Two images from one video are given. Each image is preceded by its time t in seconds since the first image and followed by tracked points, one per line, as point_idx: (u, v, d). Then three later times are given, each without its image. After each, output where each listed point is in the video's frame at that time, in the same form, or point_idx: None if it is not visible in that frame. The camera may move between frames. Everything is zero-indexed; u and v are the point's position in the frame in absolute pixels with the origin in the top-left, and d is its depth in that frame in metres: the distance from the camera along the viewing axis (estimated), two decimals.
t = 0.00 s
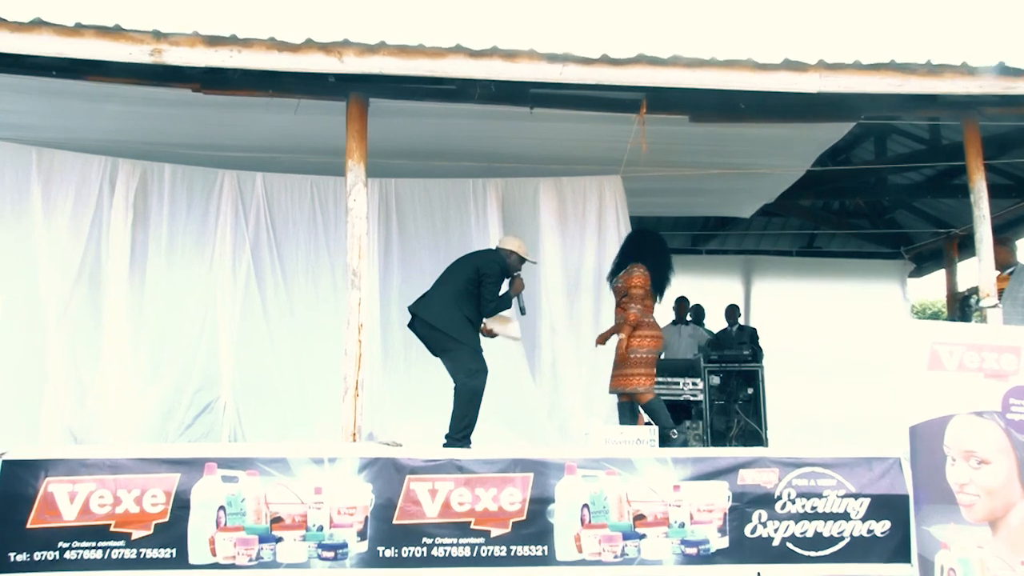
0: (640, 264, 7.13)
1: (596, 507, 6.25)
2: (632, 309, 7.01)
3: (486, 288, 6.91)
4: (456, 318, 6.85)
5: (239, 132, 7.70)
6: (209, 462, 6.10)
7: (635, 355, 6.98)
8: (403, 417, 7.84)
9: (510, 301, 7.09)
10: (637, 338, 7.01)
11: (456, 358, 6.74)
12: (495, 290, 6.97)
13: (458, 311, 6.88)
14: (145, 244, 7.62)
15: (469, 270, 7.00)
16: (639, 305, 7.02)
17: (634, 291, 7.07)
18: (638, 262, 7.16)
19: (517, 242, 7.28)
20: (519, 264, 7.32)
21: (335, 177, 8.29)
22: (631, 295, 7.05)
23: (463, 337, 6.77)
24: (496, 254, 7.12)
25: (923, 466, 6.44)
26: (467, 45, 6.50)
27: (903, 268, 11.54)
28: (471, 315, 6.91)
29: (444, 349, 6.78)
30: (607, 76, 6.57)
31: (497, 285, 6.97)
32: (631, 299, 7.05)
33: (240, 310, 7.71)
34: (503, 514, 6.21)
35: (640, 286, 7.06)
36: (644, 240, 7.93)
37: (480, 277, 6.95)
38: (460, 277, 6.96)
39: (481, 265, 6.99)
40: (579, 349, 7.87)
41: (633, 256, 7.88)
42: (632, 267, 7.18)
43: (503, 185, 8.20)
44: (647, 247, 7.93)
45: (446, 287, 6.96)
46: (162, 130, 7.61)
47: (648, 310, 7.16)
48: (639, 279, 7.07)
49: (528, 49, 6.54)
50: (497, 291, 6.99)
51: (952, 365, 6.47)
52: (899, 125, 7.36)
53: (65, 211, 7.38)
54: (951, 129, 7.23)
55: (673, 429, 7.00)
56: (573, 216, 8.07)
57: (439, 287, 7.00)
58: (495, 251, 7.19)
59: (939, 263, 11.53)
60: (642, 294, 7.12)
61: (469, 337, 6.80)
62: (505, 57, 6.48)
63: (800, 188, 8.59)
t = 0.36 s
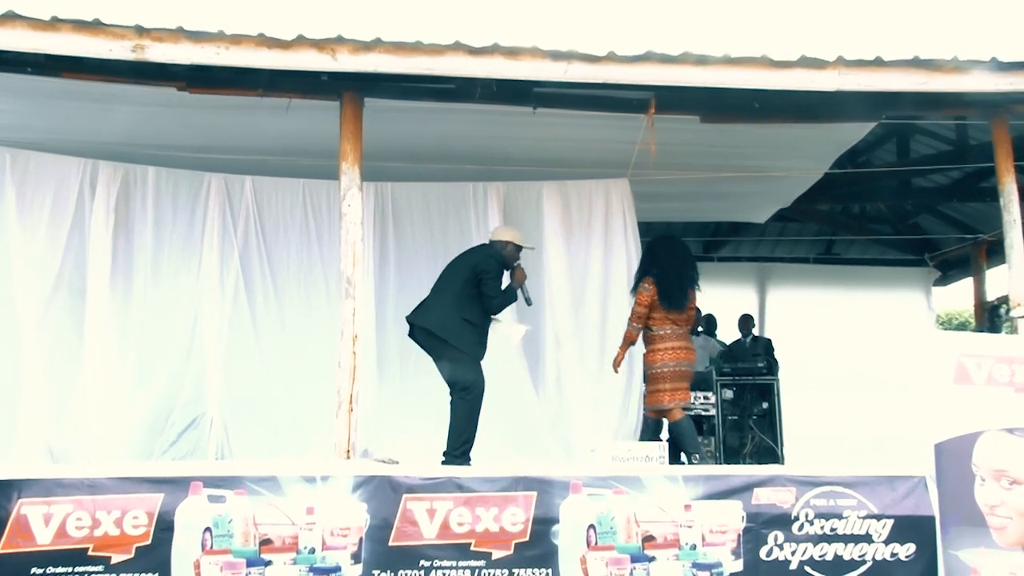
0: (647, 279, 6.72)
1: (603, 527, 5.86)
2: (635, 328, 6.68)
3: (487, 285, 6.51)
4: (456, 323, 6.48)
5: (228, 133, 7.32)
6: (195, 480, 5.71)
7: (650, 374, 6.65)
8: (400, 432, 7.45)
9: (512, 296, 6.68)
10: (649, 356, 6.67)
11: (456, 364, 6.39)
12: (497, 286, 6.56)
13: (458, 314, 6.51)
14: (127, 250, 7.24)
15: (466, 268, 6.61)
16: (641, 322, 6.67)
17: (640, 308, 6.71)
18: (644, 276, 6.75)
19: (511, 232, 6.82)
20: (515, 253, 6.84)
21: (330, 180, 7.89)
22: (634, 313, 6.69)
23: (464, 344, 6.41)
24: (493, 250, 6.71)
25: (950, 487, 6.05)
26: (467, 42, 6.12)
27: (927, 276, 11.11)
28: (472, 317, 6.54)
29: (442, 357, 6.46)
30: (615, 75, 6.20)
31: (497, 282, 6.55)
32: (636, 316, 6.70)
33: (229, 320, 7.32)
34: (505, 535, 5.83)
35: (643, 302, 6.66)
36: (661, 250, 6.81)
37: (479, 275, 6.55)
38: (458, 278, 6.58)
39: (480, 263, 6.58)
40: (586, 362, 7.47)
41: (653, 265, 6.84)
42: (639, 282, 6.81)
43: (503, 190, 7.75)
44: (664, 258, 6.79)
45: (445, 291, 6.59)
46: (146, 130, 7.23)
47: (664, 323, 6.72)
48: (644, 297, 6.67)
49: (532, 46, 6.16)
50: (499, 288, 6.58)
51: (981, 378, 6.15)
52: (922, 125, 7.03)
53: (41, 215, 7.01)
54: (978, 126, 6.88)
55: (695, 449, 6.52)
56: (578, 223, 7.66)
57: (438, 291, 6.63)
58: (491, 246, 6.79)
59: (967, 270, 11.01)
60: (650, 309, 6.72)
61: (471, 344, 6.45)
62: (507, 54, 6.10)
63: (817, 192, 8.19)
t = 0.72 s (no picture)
0: (670, 277, 6.45)
1: (607, 543, 5.50)
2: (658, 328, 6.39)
3: (480, 285, 6.16)
4: (451, 326, 6.12)
5: (214, 128, 6.94)
6: (177, 494, 5.31)
7: (671, 376, 6.37)
8: (394, 443, 7.07)
9: (508, 296, 6.33)
10: (671, 358, 6.39)
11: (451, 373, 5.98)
12: (492, 285, 6.21)
13: (452, 316, 6.15)
14: (106, 250, 6.85)
15: (459, 266, 6.28)
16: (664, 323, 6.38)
17: (664, 308, 6.43)
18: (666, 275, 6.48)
19: (513, 230, 6.45)
20: (516, 253, 6.50)
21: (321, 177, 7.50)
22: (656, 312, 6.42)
23: (458, 348, 6.06)
24: (489, 247, 6.37)
25: (975, 503, 5.72)
26: (465, 32, 5.74)
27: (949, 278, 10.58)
28: (467, 318, 6.18)
29: (437, 364, 6.12)
30: (622, 67, 5.83)
31: (489, 279, 6.19)
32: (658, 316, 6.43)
33: (214, 324, 6.93)
34: (505, 550, 5.47)
35: (667, 302, 6.40)
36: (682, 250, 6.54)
37: (472, 274, 6.21)
38: (451, 279, 6.23)
39: (473, 260, 6.24)
40: (589, 369, 7.10)
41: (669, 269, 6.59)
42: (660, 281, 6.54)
43: (503, 188, 7.36)
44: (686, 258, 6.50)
45: (439, 292, 6.22)
46: (127, 123, 6.85)
47: (686, 324, 6.45)
48: (669, 296, 6.40)
49: (533, 36, 5.79)
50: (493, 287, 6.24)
51: (1008, 386, 5.85)
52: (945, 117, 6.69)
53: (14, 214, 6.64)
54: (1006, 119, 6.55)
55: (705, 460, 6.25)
56: (581, 224, 7.29)
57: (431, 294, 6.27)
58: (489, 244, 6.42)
59: (993, 272, 10.46)
60: (673, 309, 6.45)
61: (465, 348, 6.11)
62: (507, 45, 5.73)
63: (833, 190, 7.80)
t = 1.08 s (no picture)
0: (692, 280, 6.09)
1: (609, 557, 5.14)
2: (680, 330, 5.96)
3: (481, 282, 5.76)
4: (452, 326, 5.78)
5: (196, 118, 6.56)
6: (154, 505, 4.98)
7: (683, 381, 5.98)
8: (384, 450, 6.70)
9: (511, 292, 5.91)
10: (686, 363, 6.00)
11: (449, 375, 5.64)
12: (493, 281, 5.80)
13: (453, 315, 5.80)
14: (81, 247, 6.48)
15: (457, 262, 5.90)
16: (689, 326, 5.99)
17: (687, 309, 6.03)
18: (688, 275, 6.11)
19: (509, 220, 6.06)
20: (514, 244, 6.12)
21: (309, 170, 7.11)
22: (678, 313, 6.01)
23: (459, 349, 5.71)
24: (488, 241, 5.99)
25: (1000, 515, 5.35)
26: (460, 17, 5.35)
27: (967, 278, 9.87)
28: (468, 318, 5.83)
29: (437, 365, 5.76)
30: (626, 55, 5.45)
31: (489, 274, 5.79)
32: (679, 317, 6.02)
33: (194, 325, 6.55)
34: (501, 565, 5.11)
35: (692, 303, 6.01)
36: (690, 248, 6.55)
37: (472, 271, 5.81)
38: (450, 276, 5.85)
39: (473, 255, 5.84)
40: (590, 373, 6.73)
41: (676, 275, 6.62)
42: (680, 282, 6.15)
43: (501, 182, 6.98)
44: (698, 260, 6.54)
45: (436, 291, 5.86)
46: (104, 113, 6.48)
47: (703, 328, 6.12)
48: (692, 297, 6.01)
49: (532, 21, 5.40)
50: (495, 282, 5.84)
51: None
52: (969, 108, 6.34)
53: None
54: None
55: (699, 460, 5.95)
56: (582, 221, 6.91)
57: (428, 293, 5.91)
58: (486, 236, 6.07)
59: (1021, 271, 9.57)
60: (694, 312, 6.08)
61: (466, 349, 5.76)
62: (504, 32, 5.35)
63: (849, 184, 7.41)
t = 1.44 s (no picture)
0: (705, 284, 5.74)
1: (613, 572, 4.79)
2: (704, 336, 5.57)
3: (482, 276, 5.48)
4: (456, 326, 5.46)
5: (176, 108, 6.19)
6: (130, 518, 4.67)
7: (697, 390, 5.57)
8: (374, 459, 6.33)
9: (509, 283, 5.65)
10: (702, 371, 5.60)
11: (456, 376, 5.35)
12: (493, 273, 5.53)
13: (455, 314, 5.49)
14: (53, 244, 6.11)
15: (453, 258, 5.57)
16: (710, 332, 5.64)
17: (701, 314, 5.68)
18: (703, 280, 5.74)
19: (500, 205, 5.79)
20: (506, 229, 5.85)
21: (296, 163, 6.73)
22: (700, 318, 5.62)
23: (465, 349, 5.41)
24: (482, 231, 5.67)
25: None
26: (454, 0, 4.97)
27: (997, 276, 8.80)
28: (471, 315, 5.52)
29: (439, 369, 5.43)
30: (630, 42, 5.07)
31: (489, 267, 5.51)
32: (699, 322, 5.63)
33: (173, 327, 6.17)
34: None
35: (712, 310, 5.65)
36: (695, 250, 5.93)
37: (471, 265, 5.51)
38: (448, 273, 5.54)
39: (471, 248, 5.53)
40: (592, 377, 6.38)
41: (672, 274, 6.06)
42: (694, 284, 5.76)
43: (498, 177, 6.62)
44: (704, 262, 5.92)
45: (435, 290, 5.54)
46: (79, 102, 6.12)
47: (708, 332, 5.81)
48: (705, 301, 5.68)
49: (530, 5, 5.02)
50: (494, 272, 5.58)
51: None
52: (995, 96, 5.95)
53: None
54: None
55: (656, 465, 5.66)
56: (583, 218, 6.55)
57: (426, 293, 5.58)
58: (479, 226, 5.73)
59: None
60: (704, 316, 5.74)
61: (473, 348, 5.46)
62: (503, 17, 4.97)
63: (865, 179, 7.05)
